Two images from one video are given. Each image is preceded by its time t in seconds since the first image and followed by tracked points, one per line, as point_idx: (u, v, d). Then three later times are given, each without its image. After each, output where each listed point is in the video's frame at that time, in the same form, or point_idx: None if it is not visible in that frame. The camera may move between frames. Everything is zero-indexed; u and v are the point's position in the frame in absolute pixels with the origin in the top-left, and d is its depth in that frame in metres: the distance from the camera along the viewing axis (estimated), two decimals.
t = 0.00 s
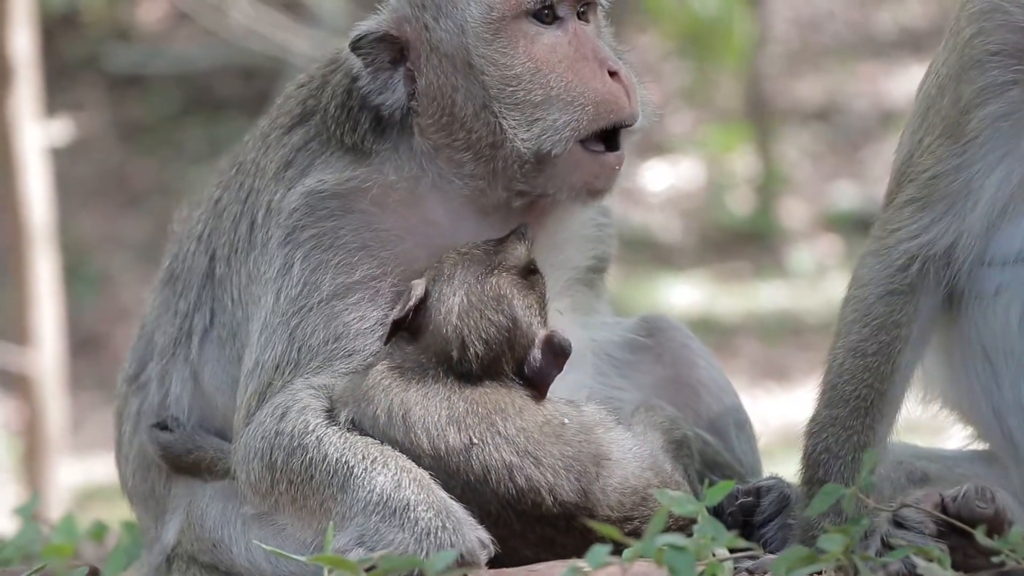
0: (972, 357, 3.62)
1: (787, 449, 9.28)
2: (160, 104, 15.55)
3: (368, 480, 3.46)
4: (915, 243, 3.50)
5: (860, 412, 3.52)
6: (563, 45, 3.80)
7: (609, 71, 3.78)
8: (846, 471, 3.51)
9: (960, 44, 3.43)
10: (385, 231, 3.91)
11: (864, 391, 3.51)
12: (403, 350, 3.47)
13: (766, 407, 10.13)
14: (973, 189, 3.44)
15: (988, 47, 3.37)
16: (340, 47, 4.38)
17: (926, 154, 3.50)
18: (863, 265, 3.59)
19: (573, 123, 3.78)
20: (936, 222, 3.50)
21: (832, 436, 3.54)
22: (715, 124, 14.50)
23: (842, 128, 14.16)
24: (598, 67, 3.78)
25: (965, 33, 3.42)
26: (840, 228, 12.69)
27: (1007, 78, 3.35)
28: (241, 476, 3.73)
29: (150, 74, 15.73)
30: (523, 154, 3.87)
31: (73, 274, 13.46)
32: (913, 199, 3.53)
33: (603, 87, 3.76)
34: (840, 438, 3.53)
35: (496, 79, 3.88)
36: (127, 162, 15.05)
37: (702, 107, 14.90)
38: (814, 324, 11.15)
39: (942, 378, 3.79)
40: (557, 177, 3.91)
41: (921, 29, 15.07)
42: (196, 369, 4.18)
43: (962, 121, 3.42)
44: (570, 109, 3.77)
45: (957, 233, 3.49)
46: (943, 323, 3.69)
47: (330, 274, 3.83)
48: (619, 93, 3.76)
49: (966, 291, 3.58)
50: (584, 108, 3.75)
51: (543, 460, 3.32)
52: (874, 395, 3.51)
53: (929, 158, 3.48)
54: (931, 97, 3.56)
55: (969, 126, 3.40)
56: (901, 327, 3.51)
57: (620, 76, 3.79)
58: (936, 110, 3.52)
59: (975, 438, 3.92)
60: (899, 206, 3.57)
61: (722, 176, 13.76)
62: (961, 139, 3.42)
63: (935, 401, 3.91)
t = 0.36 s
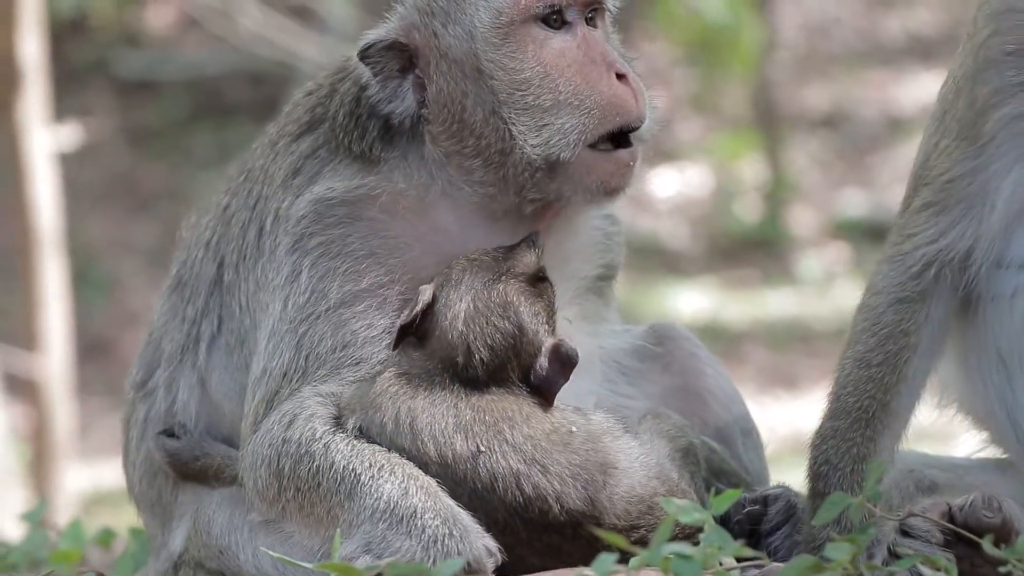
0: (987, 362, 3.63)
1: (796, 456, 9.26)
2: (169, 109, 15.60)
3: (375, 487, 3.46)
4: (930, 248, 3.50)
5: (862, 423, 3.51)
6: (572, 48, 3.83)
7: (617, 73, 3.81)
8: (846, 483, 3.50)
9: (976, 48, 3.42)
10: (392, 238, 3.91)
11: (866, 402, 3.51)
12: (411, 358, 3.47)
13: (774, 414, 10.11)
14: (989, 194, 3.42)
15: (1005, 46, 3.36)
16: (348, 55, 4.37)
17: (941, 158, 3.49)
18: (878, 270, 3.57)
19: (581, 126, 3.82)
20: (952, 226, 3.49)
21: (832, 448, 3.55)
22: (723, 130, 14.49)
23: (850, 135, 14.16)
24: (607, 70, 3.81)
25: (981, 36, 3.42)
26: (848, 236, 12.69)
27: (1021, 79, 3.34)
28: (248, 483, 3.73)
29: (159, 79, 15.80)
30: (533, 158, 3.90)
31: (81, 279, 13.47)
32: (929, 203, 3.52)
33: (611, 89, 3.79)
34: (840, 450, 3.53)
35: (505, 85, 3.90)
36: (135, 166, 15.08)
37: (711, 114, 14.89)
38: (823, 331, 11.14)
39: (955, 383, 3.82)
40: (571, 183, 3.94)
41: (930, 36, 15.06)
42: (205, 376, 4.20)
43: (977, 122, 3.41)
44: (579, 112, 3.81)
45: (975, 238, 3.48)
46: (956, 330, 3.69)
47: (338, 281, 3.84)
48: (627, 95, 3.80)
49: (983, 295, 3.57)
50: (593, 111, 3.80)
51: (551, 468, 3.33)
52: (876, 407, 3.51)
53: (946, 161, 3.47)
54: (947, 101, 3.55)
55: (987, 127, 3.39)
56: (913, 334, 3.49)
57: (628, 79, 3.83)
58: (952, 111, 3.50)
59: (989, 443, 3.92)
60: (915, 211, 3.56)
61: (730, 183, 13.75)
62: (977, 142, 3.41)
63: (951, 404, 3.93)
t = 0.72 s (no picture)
0: (994, 371, 3.62)
1: (802, 462, 9.24)
2: (176, 115, 15.66)
3: (386, 493, 3.52)
4: (939, 257, 3.49)
5: (867, 431, 3.50)
6: (583, 52, 3.86)
7: (627, 77, 3.84)
8: (851, 490, 3.50)
9: (992, 57, 3.43)
10: (401, 245, 3.91)
11: (872, 411, 3.50)
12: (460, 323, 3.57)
13: (782, 421, 10.08)
14: (1000, 206, 3.42)
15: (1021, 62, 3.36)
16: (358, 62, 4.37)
17: (954, 168, 3.49)
18: (886, 279, 3.57)
19: (593, 129, 3.84)
20: (960, 237, 3.49)
21: (837, 456, 3.54)
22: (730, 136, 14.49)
23: (857, 141, 14.16)
24: (617, 73, 3.84)
25: (997, 48, 3.42)
26: (855, 242, 12.68)
27: None
28: (258, 490, 3.77)
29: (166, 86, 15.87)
30: (545, 162, 3.90)
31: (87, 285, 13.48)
32: (939, 213, 3.52)
33: (622, 92, 3.82)
34: (845, 457, 3.53)
35: (517, 89, 3.92)
36: (142, 172, 15.12)
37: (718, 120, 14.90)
38: (829, 337, 11.12)
39: (961, 393, 3.80)
40: (579, 182, 3.91)
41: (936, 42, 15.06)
42: (213, 385, 4.21)
43: (992, 135, 3.41)
44: (590, 115, 3.83)
45: (983, 249, 3.48)
46: (963, 339, 3.68)
47: (346, 289, 3.85)
48: (637, 98, 3.83)
49: (992, 307, 3.57)
50: (604, 114, 3.82)
51: (559, 453, 3.35)
52: (881, 415, 3.50)
53: (956, 172, 3.47)
54: (959, 111, 3.57)
55: (999, 138, 3.39)
56: (919, 345, 3.49)
57: (639, 82, 3.85)
58: (967, 121, 3.51)
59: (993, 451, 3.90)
60: (924, 221, 3.56)
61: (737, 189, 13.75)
62: (989, 153, 3.41)
63: (956, 410, 3.90)
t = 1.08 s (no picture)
0: (999, 378, 3.64)
1: (808, 469, 9.22)
2: (181, 121, 15.67)
3: (394, 499, 3.55)
4: (943, 266, 3.49)
5: (870, 439, 3.50)
6: (604, 51, 3.92)
7: (645, 76, 3.92)
8: (855, 498, 3.49)
9: (993, 67, 3.42)
10: (407, 249, 3.92)
11: (875, 419, 3.49)
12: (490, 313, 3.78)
13: (786, 428, 10.06)
14: (1003, 215, 3.41)
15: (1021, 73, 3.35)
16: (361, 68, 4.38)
17: (958, 178, 3.48)
18: (890, 288, 3.56)
19: (611, 125, 3.89)
20: (964, 246, 3.48)
21: (838, 465, 3.54)
22: (735, 143, 14.49)
23: (862, 147, 14.15)
24: (636, 72, 3.91)
25: (998, 57, 3.41)
26: (860, 249, 12.68)
27: None
28: (270, 498, 3.78)
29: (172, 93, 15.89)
30: (564, 157, 3.94)
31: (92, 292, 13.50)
32: (943, 222, 3.51)
33: (641, 90, 3.89)
34: (848, 466, 3.52)
35: (538, 84, 3.95)
36: (148, 179, 15.14)
37: (724, 127, 14.89)
38: (835, 344, 11.11)
39: (968, 400, 3.82)
40: (594, 180, 3.99)
41: (943, 49, 15.04)
42: (220, 393, 4.22)
43: (994, 145, 3.39)
44: (610, 109, 3.88)
45: (987, 259, 3.47)
46: (968, 348, 3.71)
47: (354, 293, 3.83)
48: (654, 97, 3.90)
49: (993, 314, 3.59)
50: (622, 110, 3.88)
51: (551, 405, 3.42)
52: (884, 423, 3.49)
53: (959, 182, 3.46)
54: (962, 119, 3.56)
55: (1001, 148, 3.37)
56: (922, 354, 3.48)
57: (655, 82, 3.94)
58: (969, 131, 3.50)
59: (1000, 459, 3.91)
60: (928, 230, 3.55)
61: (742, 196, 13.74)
62: (992, 163, 3.39)
63: (962, 420, 3.94)
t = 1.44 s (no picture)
0: (1002, 395, 3.57)
1: (812, 476, 9.21)
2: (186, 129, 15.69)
3: (400, 506, 3.55)
4: (942, 287, 3.49)
5: (869, 452, 3.49)
6: (553, 72, 3.76)
7: (597, 94, 3.72)
8: (856, 510, 3.47)
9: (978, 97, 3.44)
10: (414, 257, 3.92)
11: (875, 432, 3.50)
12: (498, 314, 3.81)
13: (790, 435, 10.06)
14: (996, 239, 3.43)
15: (1007, 100, 3.37)
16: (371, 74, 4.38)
17: (953, 205, 3.51)
18: (890, 306, 3.57)
19: (560, 150, 3.76)
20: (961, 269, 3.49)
21: (837, 479, 3.53)
22: (739, 150, 14.48)
23: (867, 154, 14.16)
24: (585, 92, 3.72)
25: (981, 86, 3.43)
26: (864, 256, 12.68)
27: (1019, 131, 3.36)
28: (276, 502, 3.78)
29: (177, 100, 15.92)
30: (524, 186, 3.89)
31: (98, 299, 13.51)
32: (940, 246, 3.53)
33: (589, 111, 3.71)
34: (849, 478, 3.51)
35: (488, 113, 3.87)
36: (152, 187, 15.16)
37: (728, 135, 14.88)
38: (840, 351, 11.10)
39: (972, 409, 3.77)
40: (565, 198, 3.88)
41: (948, 56, 15.02)
42: (227, 397, 4.24)
43: (984, 174, 3.43)
44: (555, 135, 3.75)
45: (984, 280, 3.47)
46: (968, 361, 3.66)
47: (362, 300, 3.85)
48: (602, 117, 3.71)
49: (995, 333, 3.53)
50: (568, 134, 3.73)
51: (556, 413, 3.43)
52: (885, 436, 3.49)
53: (953, 210, 3.50)
54: (953, 147, 3.60)
55: (988, 180, 3.41)
56: (923, 372, 3.49)
57: (610, 98, 3.73)
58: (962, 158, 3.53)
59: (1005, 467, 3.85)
60: (927, 252, 3.57)
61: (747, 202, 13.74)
62: (982, 193, 3.43)
63: (969, 427, 3.88)
